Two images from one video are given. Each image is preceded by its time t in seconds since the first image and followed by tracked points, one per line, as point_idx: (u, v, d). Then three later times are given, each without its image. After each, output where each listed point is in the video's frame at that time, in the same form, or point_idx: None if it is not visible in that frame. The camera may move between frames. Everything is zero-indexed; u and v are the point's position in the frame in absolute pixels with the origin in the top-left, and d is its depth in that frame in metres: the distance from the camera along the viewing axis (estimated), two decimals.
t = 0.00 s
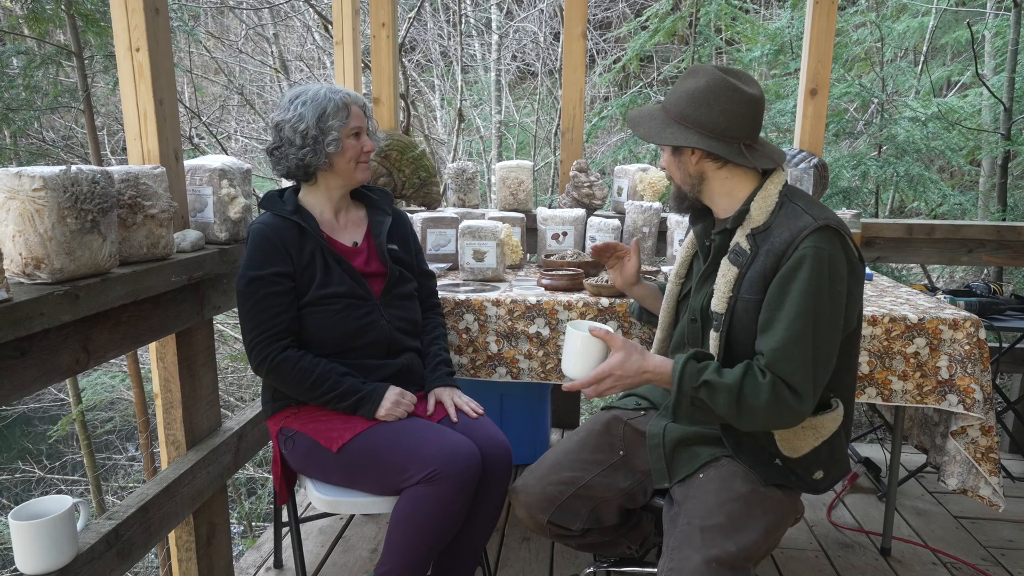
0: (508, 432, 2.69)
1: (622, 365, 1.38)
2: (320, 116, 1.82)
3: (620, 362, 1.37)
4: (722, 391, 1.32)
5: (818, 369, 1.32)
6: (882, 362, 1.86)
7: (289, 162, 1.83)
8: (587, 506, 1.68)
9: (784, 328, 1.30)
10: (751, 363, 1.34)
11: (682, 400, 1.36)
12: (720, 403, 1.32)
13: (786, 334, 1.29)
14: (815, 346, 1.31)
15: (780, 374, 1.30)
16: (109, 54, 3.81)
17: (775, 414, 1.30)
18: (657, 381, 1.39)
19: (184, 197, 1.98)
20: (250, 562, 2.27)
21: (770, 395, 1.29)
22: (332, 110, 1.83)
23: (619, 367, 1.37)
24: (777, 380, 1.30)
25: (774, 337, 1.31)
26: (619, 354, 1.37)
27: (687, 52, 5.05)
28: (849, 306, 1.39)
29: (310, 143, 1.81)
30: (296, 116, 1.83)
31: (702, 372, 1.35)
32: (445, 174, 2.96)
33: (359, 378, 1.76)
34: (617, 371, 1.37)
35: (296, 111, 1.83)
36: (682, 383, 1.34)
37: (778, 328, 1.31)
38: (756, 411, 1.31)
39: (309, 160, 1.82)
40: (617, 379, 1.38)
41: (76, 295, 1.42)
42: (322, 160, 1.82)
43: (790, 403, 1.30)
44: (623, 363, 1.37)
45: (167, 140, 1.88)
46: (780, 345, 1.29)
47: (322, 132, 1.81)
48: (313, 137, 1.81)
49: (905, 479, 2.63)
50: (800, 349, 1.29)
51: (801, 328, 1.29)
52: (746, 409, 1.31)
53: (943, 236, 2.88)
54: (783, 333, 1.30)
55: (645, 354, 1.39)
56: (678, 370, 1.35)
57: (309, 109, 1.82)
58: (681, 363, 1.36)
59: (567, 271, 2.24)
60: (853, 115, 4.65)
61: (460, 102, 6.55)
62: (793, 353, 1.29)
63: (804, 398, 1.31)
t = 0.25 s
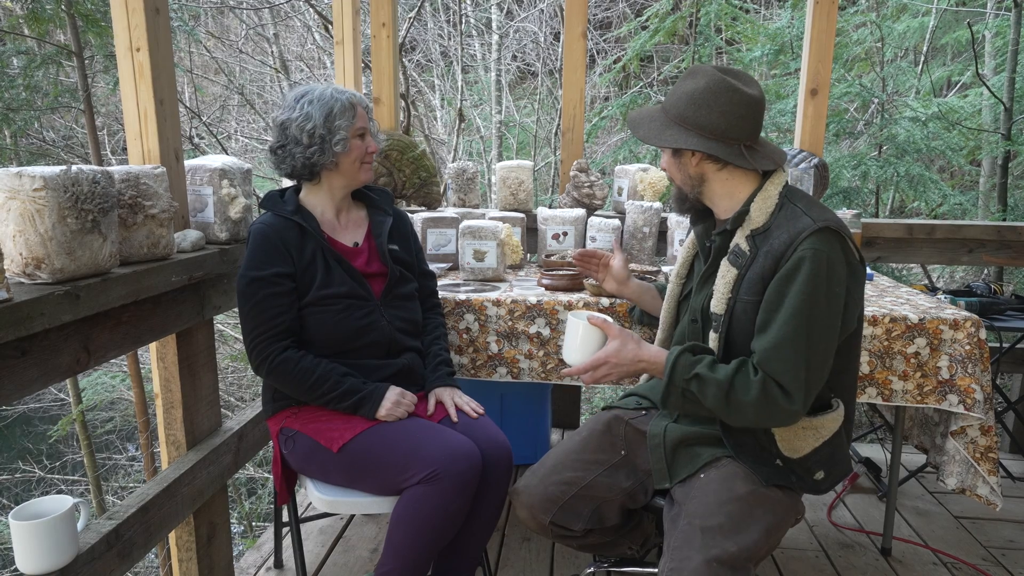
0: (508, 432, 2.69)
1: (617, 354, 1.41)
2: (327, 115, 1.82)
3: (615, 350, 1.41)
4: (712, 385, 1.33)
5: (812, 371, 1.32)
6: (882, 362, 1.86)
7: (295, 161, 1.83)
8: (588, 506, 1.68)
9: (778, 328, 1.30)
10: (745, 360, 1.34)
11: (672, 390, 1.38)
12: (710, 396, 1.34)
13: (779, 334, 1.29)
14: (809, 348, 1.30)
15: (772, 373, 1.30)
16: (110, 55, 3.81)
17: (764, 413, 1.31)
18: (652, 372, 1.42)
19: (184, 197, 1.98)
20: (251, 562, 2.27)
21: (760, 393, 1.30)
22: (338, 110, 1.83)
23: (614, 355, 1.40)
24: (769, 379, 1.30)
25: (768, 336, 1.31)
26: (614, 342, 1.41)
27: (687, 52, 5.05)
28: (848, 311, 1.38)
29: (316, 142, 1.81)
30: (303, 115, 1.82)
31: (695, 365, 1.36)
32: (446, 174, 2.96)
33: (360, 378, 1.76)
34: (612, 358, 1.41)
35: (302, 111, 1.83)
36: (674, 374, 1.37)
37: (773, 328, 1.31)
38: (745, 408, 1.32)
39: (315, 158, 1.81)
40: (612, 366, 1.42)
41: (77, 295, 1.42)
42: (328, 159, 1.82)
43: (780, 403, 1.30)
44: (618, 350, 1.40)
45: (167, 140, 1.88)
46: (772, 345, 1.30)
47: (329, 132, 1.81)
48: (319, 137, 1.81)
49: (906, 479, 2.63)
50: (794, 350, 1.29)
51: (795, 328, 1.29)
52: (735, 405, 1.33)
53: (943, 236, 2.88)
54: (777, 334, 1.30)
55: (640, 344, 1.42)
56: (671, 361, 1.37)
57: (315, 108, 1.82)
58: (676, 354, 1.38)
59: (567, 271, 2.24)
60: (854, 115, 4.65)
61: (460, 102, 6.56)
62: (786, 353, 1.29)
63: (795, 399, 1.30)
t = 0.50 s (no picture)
0: (508, 432, 2.69)
1: (619, 352, 1.40)
2: (330, 115, 1.82)
3: (617, 349, 1.40)
4: (714, 385, 1.33)
5: (814, 371, 1.32)
6: (883, 362, 1.86)
7: (297, 160, 1.83)
8: (589, 506, 1.68)
9: (779, 328, 1.30)
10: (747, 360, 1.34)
11: (675, 389, 1.38)
12: (712, 395, 1.34)
13: (781, 334, 1.29)
14: (811, 348, 1.30)
15: (774, 373, 1.30)
16: (110, 55, 3.82)
17: (766, 412, 1.30)
18: (654, 372, 1.41)
19: (185, 197, 1.98)
20: (251, 562, 2.26)
21: (763, 392, 1.30)
22: (342, 110, 1.83)
23: (616, 353, 1.39)
24: (771, 378, 1.30)
25: (770, 336, 1.31)
26: (616, 340, 1.40)
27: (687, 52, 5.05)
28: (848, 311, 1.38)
29: (320, 141, 1.81)
30: (307, 114, 1.82)
31: (697, 365, 1.36)
32: (446, 174, 2.96)
33: (360, 378, 1.76)
34: (614, 357, 1.40)
35: (305, 110, 1.82)
36: (676, 374, 1.37)
37: (774, 328, 1.31)
38: (747, 407, 1.31)
39: (318, 157, 1.81)
40: (613, 365, 1.40)
41: (77, 295, 1.42)
42: (332, 159, 1.82)
43: (782, 403, 1.29)
44: (620, 349, 1.39)
45: (168, 140, 1.88)
46: (774, 344, 1.29)
47: (332, 132, 1.81)
48: (322, 136, 1.81)
49: (906, 479, 2.63)
50: (795, 350, 1.29)
51: (796, 328, 1.29)
52: (737, 404, 1.32)
53: (944, 236, 2.88)
54: (778, 333, 1.30)
55: (642, 343, 1.41)
56: (673, 361, 1.37)
57: (319, 108, 1.82)
58: (678, 353, 1.38)
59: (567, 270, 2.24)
60: (854, 115, 4.65)
61: (461, 102, 6.56)
62: (787, 352, 1.29)
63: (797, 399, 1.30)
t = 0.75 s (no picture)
0: (508, 432, 2.69)
1: (628, 364, 1.36)
2: (343, 114, 1.82)
3: (626, 361, 1.36)
4: (729, 391, 1.31)
5: (824, 369, 1.32)
6: (883, 362, 1.86)
7: (309, 159, 1.80)
8: (589, 507, 1.68)
9: (791, 328, 1.30)
10: (758, 361, 1.34)
11: (689, 400, 1.35)
12: (728, 403, 1.32)
13: (792, 334, 1.29)
14: (821, 346, 1.31)
15: (788, 374, 1.29)
16: (110, 55, 3.82)
17: (782, 415, 1.30)
18: (662, 382, 1.38)
19: (185, 197, 1.98)
20: (251, 562, 2.26)
21: (778, 395, 1.29)
22: (354, 111, 1.84)
23: (625, 366, 1.35)
24: (785, 380, 1.29)
25: (781, 337, 1.31)
26: (624, 352, 1.36)
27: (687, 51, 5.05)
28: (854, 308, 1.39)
29: (334, 141, 1.80)
30: (320, 113, 1.81)
31: (709, 373, 1.34)
32: (446, 174, 2.96)
33: (360, 378, 1.76)
34: (623, 370, 1.36)
35: (318, 109, 1.81)
36: (689, 383, 1.34)
37: (785, 329, 1.31)
38: (763, 411, 1.30)
39: (332, 157, 1.81)
40: (622, 379, 1.36)
41: (77, 295, 1.42)
42: (344, 159, 1.82)
43: (797, 403, 1.29)
44: (629, 361, 1.36)
45: (168, 140, 1.88)
46: (786, 345, 1.29)
47: (346, 131, 1.81)
48: (337, 136, 1.80)
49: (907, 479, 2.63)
50: (806, 350, 1.29)
51: (807, 328, 1.29)
52: (753, 409, 1.31)
53: (944, 236, 2.88)
54: (790, 334, 1.29)
55: (650, 354, 1.38)
56: (685, 371, 1.35)
57: (332, 107, 1.82)
58: (688, 362, 1.36)
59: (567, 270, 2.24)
60: (854, 115, 4.65)
61: (461, 102, 6.57)
62: (799, 352, 1.29)
63: (810, 398, 1.31)
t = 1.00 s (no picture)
0: (509, 432, 2.69)
1: (640, 378, 1.33)
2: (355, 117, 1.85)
3: (637, 375, 1.33)
4: (742, 396, 1.31)
5: (831, 365, 1.34)
6: (883, 362, 1.86)
7: (323, 159, 1.81)
8: (588, 507, 1.68)
9: (800, 327, 1.31)
10: (766, 360, 1.34)
11: (705, 410, 1.33)
12: (741, 406, 1.31)
13: (801, 334, 1.30)
14: (828, 344, 1.32)
15: (798, 373, 1.30)
16: (110, 55, 3.82)
17: (795, 413, 1.31)
18: (675, 393, 1.36)
19: (185, 197, 1.98)
20: (251, 561, 2.26)
21: (790, 395, 1.30)
22: (362, 113, 1.87)
23: (637, 380, 1.33)
24: (796, 379, 1.30)
25: (790, 336, 1.31)
26: (636, 366, 1.33)
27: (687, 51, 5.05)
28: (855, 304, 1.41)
29: (350, 142, 1.82)
30: (331, 113, 1.82)
31: (721, 379, 1.33)
32: (446, 174, 2.96)
33: (360, 378, 1.76)
34: (635, 384, 1.33)
35: (331, 110, 1.82)
36: (703, 392, 1.32)
37: (792, 328, 1.32)
38: (777, 412, 1.31)
39: (344, 157, 1.82)
40: (636, 393, 1.33)
41: (77, 295, 1.42)
42: (355, 159, 1.84)
43: (808, 401, 1.31)
44: (641, 375, 1.33)
45: (168, 140, 1.88)
46: (796, 345, 1.30)
47: (360, 134, 1.84)
48: (352, 136, 1.82)
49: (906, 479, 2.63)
50: (816, 348, 1.30)
51: (815, 327, 1.30)
52: (767, 411, 1.31)
53: (944, 235, 2.88)
54: (799, 333, 1.30)
55: (661, 365, 1.35)
56: (697, 380, 1.33)
57: (343, 108, 1.84)
58: (699, 370, 1.34)
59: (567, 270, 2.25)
60: (854, 115, 4.65)
61: (461, 102, 6.57)
62: (808, 351, 1.30)
63: (820, 395, 1.32)
